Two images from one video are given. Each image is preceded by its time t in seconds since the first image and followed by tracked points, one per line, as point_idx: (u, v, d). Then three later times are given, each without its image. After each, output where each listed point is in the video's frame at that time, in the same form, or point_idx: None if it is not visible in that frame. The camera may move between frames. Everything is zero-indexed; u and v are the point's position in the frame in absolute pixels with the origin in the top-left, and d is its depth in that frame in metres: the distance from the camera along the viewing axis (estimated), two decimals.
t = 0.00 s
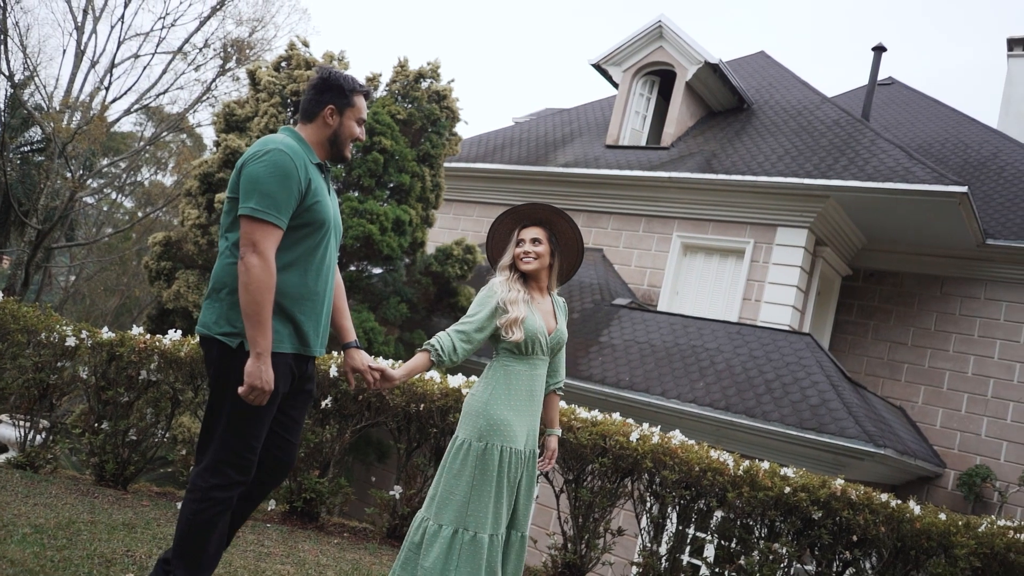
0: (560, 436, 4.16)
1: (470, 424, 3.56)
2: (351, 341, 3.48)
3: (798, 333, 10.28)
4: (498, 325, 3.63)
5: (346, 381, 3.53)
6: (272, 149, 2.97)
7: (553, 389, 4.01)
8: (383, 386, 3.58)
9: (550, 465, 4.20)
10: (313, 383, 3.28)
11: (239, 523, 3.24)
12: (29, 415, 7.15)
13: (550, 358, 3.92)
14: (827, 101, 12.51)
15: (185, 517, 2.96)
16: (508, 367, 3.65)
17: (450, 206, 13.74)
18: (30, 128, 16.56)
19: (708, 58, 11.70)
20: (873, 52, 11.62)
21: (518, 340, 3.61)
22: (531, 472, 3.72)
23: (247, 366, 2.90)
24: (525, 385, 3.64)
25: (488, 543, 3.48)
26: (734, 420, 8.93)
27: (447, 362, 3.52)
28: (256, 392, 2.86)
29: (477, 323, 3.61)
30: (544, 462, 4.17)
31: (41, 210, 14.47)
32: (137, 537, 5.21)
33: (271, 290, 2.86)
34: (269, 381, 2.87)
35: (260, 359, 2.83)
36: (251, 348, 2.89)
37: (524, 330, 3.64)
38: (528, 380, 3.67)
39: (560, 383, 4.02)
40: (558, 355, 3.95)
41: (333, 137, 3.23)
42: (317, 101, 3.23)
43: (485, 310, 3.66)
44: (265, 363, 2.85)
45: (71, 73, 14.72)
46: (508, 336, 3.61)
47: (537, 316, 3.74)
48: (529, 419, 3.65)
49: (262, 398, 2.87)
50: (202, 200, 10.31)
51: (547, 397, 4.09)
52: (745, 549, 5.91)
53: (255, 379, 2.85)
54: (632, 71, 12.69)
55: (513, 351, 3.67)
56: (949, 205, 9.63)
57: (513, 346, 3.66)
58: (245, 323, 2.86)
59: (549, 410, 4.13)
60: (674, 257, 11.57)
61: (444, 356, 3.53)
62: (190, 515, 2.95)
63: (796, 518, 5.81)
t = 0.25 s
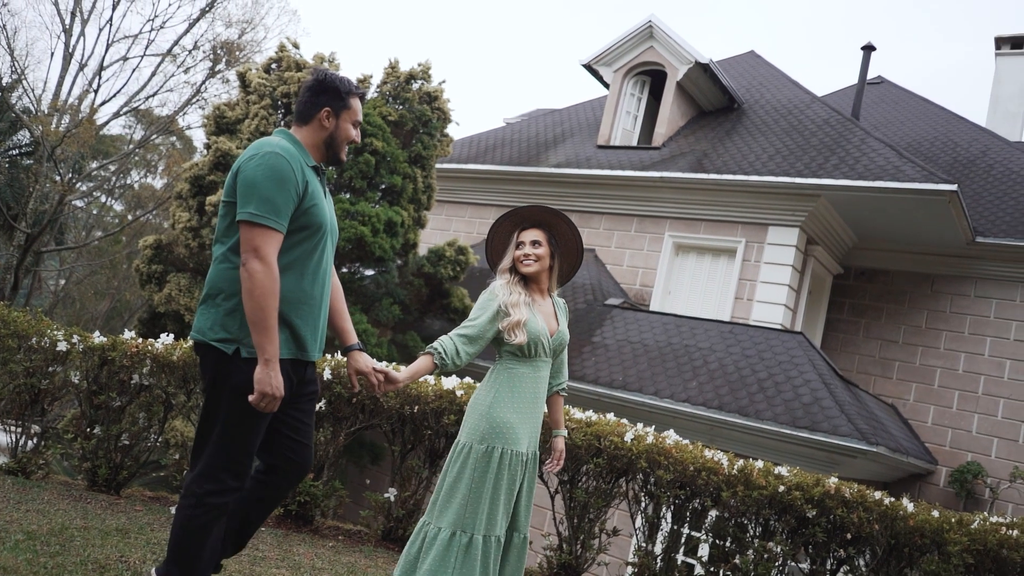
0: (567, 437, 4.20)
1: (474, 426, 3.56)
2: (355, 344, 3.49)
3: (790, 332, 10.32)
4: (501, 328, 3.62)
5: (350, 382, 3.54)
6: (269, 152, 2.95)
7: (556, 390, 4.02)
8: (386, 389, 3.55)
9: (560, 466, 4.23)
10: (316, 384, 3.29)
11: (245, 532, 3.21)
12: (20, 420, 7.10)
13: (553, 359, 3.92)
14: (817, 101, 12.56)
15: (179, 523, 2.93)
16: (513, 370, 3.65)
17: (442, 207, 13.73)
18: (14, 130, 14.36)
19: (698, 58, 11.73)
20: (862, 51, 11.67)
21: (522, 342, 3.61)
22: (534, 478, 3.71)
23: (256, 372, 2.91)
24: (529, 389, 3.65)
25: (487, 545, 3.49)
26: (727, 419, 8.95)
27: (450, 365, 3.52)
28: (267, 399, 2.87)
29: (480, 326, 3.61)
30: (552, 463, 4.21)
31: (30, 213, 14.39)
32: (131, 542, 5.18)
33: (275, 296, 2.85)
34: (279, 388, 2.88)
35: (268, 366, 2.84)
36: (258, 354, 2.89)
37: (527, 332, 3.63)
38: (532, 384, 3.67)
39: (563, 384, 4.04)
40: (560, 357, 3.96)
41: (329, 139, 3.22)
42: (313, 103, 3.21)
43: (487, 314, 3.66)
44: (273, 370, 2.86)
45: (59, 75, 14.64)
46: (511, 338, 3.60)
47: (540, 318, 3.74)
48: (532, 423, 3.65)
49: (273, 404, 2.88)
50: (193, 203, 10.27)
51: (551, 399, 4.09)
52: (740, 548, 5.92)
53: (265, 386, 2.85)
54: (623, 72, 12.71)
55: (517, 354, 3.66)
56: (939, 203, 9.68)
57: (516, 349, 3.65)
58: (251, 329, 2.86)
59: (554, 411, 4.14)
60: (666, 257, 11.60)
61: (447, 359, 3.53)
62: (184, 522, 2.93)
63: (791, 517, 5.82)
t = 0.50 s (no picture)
0: (572, 439, 4.20)
1: (475, 428, 3.56)
2: (354, 345, 3.46)
3: (781, 331, 10.36)
4: (501, 330, 3.62)
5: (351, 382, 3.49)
6: (266, 153, 2.94)
7: (559, 392, 4.01)
8: (388, 391, 3.54)
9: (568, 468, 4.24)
10: (318, 386, 3.26)
11: (259, 533, 3.19)
12: (9, 422, 7.04)
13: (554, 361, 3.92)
14: (808, 101, 12.61)
15: (173, 527, 2.92)
16: (513, 372, 3.65)
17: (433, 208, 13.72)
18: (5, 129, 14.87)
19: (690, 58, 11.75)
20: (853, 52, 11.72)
21: (522, 344, 3.60)
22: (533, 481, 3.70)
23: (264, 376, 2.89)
24: (530, 390, 3.64)
25: (483, 547, 3.49)
26: (719, 419, 8.97)
27: (450, 367, 3.51)
28: (278, 402, 2.84)
29: (480, 328, 3.61)
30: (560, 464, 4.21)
31: (18, 214, 14.32)
32: (123, 545, 5.15)
33: (280, 298, 2.84)
34: (290, 390, 2.85)
35: (277, 369, 2.82)
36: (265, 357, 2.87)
37: (527, 334, 3.63)
38: (532, 386, 3.67)
39: (566, 386, 4.03)
40: (562, 358, 3.95)
41: (326, 140, 3.21)
42: (310, 103, 3.19)
43: (487, 316, 3.65)
44: (281, 372, 2.83)
45: (48, 75, 14.57)
46: (511, 340, 3.60)
47: (540, 320, 3.74)
48: (532, 426, 3.64)
49: (285, 407, 2.85)
50: (184, 203, 10.22)
51: (554, 400, 4.09)
52: (733, 548, 5.93)
53: (274, 389, 2.83)
54: (614, 72, 12.72)
55: (518, 356, 3.66)
56: (929, 203, 9.73)
57: (517, 351, 3.65)
58: (256, 332, 2.84)
59: (558, 414, 4.15)
60: (658, 257, 11.61)
61: (448, 361, 3.52)
62: (179, 526, 2.92)
63: (783, 516, 5.83)
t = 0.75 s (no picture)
0: (575, 440, 4.21)
1: (473, 430, 3.57)
2: (354, 347, 3.43)
3: (774, 332, 10.39)
4: (498, 331, 3.62)
5: (351, 384, 3.47)
6: (265, 153, 2.92)
7: (561, 394, 4.00)
8: (388, 392, 3.54)
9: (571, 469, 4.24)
10: (318, 388, 3.25)
11: (270, 544, 3.13)
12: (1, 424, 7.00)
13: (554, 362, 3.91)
14: (800, 101, 12.64)
15: (167, 530, 2.89)
16: (513, 373, 3.65)
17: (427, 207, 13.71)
18: None
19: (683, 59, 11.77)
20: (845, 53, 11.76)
21: (521, 345, 3.60)
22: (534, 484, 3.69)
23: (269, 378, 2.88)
24: (529, 392, 3.65)
25: (482, 549, 3.49)
26: (712, 420, 8.99)
27: (449, 369, 3.51)
28: (285, 403, 2.84)
29: (478, 330, 3.60)
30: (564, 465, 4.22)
31: (8, 214, 14.24)
32: (116, 548, 5.12)
33: (282, 299, 2.83)
34: (296, 391, 2.85)
35: (282, 370, 2.81)
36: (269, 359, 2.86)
37: (526, 335, 3.63)
38: (531, 387, 3.67)
39: (568, 388, 4.01)
40: (562, 360, 3.95)
41: (327, 140, 3.20)
42: (310, 103, 3.18)
43: (486, 317, 3.65)
44: (285, 374, 2.82)
45: (40, 75, 14.50)
46: (509, 341, 3.61)
47: (538, 320, 3.74)
48: (532, 428, 3.64)
49: (292, 409, 2.85)
50: (177, 203, 10.18)
51: (556, 402, 4.08)
52: (727, 547, 5.93)
53: (280, 391, 2.83)
54: (608, 72, 12.73)
55: (516, 357, 3.66)
56: (921, 203, 9.76)
57: (516, 352, 3.65)
58: (259, 335, 2.83)
59: (559, 416, 4.14)
60: (651, 257, 11.63)
61: (447, 362, 3.52)
62: (173, 530, 2.89)
63: (777, 516, 5.83)
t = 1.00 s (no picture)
0: (572, 443, 4.20)
1: (469, 433, 3.58)
2: (351, 350, 3.42)
3: (765, 332, 10.42)
4: (493, 333, 3.62)
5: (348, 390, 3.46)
6: (264, 154, 2.91)
7: (557, 397, 3.99)
8: (384, 396, 3.53)
9: (569, 472, 4.23)
10: (311, 394, 3.22)
11: (262, 550, 3.10)
12: None
13: (551, 365, 3.90)
14: (791, 102, 12.69)
15: (159, 533, 2.87)
16: (508, 376, 3.65)
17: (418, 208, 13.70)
18: None
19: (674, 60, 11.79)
20: (835, 54, 11.81)
21: (515, 347, 3.61)
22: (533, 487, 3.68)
23: (267, 382, 2.87)
24: (525, 394, 3.64)
25: (479, 553, 3.49)
26: (703, 420, 9.02)
27: (446, 371, 3.50)
28: (283, 407, 2.82)
29: (474, 332, 3.60)
30: (562, 468, 4.20)
31: None
32: (106, 550, 5.09)
33: (279, 302, 2.82)
34: (293, 395, 2.83)
35: (280, 374, 2.80)
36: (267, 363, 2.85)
37: (520, 337, 3.64)
38: (528, 389, 3.66)
39: (564, 391, 4.01)
40: (559, 362, 3.94)
41: (326, 142, 3.19)
42: (310, 104, 3.17)
43: (482, 319, 3.64)
44: (283, 377, 2.81)
45: (28, 74, 14.41)
46: (504, 343, 3.61)
47: (534, 323, 3.74)
48: (528, 431, 3.64)
49: (290, 412, 2.83)
50: (167, 203, 10.14)
51: (553, 405, 4.07)
52: (718, 547, 5.89)
53: (278, 395, 2.81)
54: (599, 72, 12.74)
55: (512, 359, 3.66)
56: (910, 204, 9.81)
57: (511, 354, 3.66)
58: (257, 339, 2.81)
59: (558, 419, 4.13)
60: (642, 257, 11.65)
61: (444, 366, 3.51)
62: (164, 533, 2.86)
63: (768, 516, 5.82)
